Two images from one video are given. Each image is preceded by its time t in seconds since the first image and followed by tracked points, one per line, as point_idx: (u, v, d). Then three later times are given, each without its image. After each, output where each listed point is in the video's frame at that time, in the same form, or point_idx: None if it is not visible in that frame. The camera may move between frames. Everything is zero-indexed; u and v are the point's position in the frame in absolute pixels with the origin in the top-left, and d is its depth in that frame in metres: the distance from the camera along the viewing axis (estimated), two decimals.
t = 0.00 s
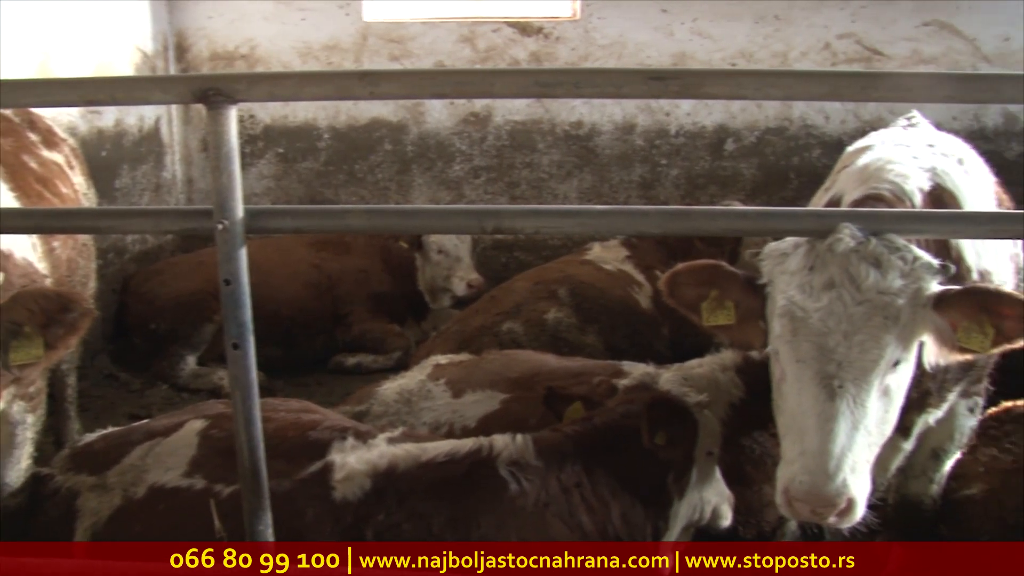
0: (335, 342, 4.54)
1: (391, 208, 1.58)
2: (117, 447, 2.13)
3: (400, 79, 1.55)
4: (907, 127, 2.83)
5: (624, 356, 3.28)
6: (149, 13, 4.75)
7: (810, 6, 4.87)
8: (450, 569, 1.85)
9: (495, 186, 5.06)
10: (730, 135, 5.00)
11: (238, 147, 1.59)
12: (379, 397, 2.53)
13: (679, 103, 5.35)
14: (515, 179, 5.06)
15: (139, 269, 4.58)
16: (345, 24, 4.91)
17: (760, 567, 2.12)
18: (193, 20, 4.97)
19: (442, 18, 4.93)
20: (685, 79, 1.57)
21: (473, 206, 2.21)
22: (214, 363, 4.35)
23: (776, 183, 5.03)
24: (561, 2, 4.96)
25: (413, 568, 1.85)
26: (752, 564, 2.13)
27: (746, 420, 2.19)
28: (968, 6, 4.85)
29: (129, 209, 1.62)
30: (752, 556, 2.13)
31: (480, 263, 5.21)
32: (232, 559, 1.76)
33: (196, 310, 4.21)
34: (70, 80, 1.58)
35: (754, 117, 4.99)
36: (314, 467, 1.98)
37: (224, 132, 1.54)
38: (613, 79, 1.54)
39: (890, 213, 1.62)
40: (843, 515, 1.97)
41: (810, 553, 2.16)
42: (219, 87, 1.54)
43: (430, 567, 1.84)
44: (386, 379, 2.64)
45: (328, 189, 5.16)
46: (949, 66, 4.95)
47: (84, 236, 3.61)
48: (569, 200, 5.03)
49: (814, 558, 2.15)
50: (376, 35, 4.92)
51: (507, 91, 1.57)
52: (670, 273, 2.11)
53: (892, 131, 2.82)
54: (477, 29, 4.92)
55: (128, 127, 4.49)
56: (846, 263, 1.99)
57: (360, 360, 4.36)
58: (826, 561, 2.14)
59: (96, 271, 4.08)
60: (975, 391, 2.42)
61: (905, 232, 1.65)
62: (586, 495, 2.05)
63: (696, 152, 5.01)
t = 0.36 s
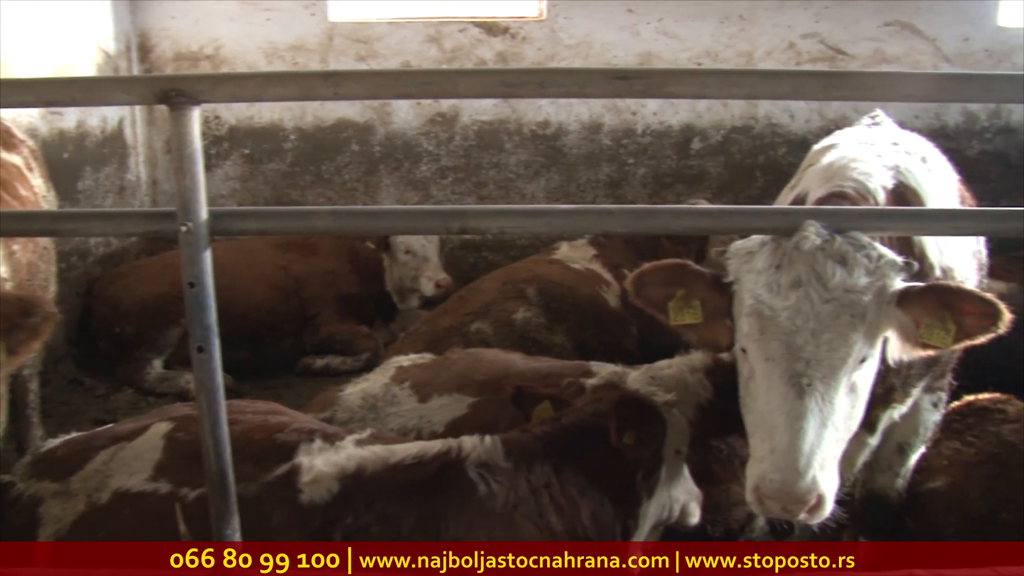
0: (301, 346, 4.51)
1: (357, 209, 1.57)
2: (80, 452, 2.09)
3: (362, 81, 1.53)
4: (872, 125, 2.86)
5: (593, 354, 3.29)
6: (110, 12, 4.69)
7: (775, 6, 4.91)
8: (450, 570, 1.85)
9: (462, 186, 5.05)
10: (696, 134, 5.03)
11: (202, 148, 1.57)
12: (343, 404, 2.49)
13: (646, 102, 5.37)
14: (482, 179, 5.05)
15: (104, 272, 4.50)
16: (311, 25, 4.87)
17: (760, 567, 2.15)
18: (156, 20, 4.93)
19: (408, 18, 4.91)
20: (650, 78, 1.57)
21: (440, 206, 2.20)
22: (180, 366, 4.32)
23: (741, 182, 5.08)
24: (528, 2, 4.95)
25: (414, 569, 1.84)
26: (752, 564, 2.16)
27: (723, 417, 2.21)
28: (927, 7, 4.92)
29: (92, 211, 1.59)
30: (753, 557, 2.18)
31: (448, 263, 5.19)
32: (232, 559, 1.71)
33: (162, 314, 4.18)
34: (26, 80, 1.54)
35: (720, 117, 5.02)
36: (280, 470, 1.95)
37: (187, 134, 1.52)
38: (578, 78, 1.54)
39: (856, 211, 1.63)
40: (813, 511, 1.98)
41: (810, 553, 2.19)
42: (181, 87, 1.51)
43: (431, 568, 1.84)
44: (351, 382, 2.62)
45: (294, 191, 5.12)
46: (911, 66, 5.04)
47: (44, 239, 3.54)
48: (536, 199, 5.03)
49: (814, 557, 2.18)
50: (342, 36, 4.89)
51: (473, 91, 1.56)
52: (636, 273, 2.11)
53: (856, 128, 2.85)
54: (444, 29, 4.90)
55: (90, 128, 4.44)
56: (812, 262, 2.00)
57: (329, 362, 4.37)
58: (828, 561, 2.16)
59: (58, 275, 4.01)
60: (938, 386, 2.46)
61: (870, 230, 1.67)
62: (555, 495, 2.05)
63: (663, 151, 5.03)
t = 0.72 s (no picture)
0: (261, 351, 4.48)
1: (317, 210, 1.55)
2: (30, 464, 2.05)
3: (317, 81, 1.51)
4: (828, 124, 2.89)
5: (554, 355, 3.29)
6: (61, 13, 4.62)
7: (731, 7, 4.96)
8: (450, 570, 1.86)
9: (422, 188, 5.03)
10: (655, 134, 5.05)
11: (155, 151, 1.53)
12: (301, 410, 2.46)
13: (606, 102, 5.39)
14: (442, 180, 5.03)
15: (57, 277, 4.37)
16: (268, 26, 4.83)
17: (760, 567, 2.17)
18: (109, 21, 4.86)
19: (366, 19, 4.88)
20: (606, 78, 1.57)
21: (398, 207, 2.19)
22: (138, 373, 4.26)
23: (700, 181, 5.11)
24: (486, 2, 4.94)
25: (415, 568, 1.85)
26: (753, 564, 2.18)
27: (691, 415, 2.25)
28: (880, 8, 5.02)
29: (42, 215, 1.56)
30: (754, 557, 2.20)
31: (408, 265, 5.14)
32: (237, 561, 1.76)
33: (118, 320, 4.15)
34: None
35: (678, 116, 5.05)
36: (237, 478, 1.92)
37: (141, 137, 1.48)
38: (535, 79, 1.54)
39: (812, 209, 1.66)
40: (773, 506, 2.00)
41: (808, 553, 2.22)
42: (135, 90, 1.49)
43: (431, 567, 1.85)
44: (307, 387, 2.60)
45: (253, 193, 5.06)
46: (865, 66, 5.13)
47: None
48: (497, 200, 5.03)
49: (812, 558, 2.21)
50: (300, 36, 4.85)
51: (430, 93, 1.54)
52: (595, 272, 2.11)
53: (813, 128, 2.88)
54: (402, 30, 4.89)
55: (41, 131, 4.38)
56: (770, 260, 1.99)
57: (289, 366, 4.33)
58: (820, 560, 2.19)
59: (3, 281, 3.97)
60: (894, 381, 2.52)
61: (824, 228, 1.71)
62: (515, 498, 2.04)
63: (622, 151, 5.05)
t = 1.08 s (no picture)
0: (218, 355, 4.41)
1: (273, 213, 1.52)
2: None
3: (272, 83, 1.48)
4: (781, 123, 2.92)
5: (513, 355, 3.29)
6: (5, 14, 4.55)
7: (686, 7, 4.99)
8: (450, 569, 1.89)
9: (379, 189, 4.99)
10: (612, 134, 5.07)
11: (105, 154, 1.49)
12: (257, 415, 2.45)
13: (564, 102, 5.39)
14: (399, 181, 5.00)
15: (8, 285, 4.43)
16: (221, 26, 4.78)
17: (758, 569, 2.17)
18: (57, 21, 4.77)
19: (321, 19, 4.83)
20: (561, 79, 1.57)
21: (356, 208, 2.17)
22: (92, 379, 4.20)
23: (658, 179, 5.13)
24: (441, 3, 4.90)
25: (414, 568, 1.87)
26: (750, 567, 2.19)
27: (651, 416, 2.24)
28: (832, 10, 5.09)
29: None
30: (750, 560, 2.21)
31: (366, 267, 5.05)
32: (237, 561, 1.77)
33: (71, 325, 4.07)
34: None
35: (635, 116, 5.08)
36: (194, 484, 1.89)
37: (89, 140, 1.44)
38: (485, 77, 1.53)
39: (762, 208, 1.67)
40: (730, 502, 2.01)
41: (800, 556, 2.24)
42: (80, 92, 1.44)
43: (430, 567, 1.87)
44: (262, 391, 2.58)
45: (208, 196, 5.00)
46: (818, 65, 5.21)
47: None
48: (454, 201, 5.02)
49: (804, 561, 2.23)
50: (254, 37, 4.80)
51: (381, 94, 1.52)
52: (551, 274, 2.10)
53: (767, 127, 2.91)
54: (358, 31, 4.84)
55: None
56: (725, 258, 1.99)
57: (248, 370, 4.28)
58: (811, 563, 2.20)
59: None
60: (848, 376, 2.55)
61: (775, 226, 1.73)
62: (476, 499, 2.04)
63: (579, 151, 5.06)
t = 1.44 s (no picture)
0: (178, 358, 4.40)
1: (227, 216, 1.50)
2: None
3: (228, 83, 1.45)
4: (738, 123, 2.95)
5: (475, 355, 3.29)
6: None
7: (645, 7, 5.02)
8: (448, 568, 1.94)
9: (339, 191, 4.96)
10: (572, 134, 5.10)
11: (56, 156, 1.45)
12: (217, 423, 2.44)
13: (524, 102, 5.41)
14: (359, 182, 4.97)
15: None
16: (177, 27, 4.72)
17: None
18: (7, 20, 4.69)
19: (280, 20, 4.79)
20: (519, 79, 1.56)
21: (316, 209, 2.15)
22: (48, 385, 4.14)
23: (618, 179, 5.17)
24: (400, 3, 4.89)
25: (414, 568, 1.90)
26: None
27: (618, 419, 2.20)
28: (789, 10, 5.16)
29: None
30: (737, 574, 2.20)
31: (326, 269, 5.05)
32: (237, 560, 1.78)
33: (27, 331, 4.00)
34: None
35: (595, 116, 5.11)
36: (151, 489, 1.87)
37: (39, 141, 1.40)
38: (443, 78, 1.52)
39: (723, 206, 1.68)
40: (691, 498, 2.00)
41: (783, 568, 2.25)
42: (29, 93, 1.40)
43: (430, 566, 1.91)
44: (221, 397, 2.56)
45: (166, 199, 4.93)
46: (775, 65, 5.29)
47: None
48: (415, 202, 5.00)
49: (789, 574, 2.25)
50: (211, 38, 4.74)
51: (338, 94, 1.50)
52: (511, 273, 2.11)
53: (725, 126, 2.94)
54: (316, 32, 4.81)
55: None
56: (685, 256, 2.00)
57: (207, 375, 4.25)
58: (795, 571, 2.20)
59: None
60: (807, 370, 2.53)
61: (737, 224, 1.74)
62: (436, 500, 2.03)
63: (539, 151, 5.08)
